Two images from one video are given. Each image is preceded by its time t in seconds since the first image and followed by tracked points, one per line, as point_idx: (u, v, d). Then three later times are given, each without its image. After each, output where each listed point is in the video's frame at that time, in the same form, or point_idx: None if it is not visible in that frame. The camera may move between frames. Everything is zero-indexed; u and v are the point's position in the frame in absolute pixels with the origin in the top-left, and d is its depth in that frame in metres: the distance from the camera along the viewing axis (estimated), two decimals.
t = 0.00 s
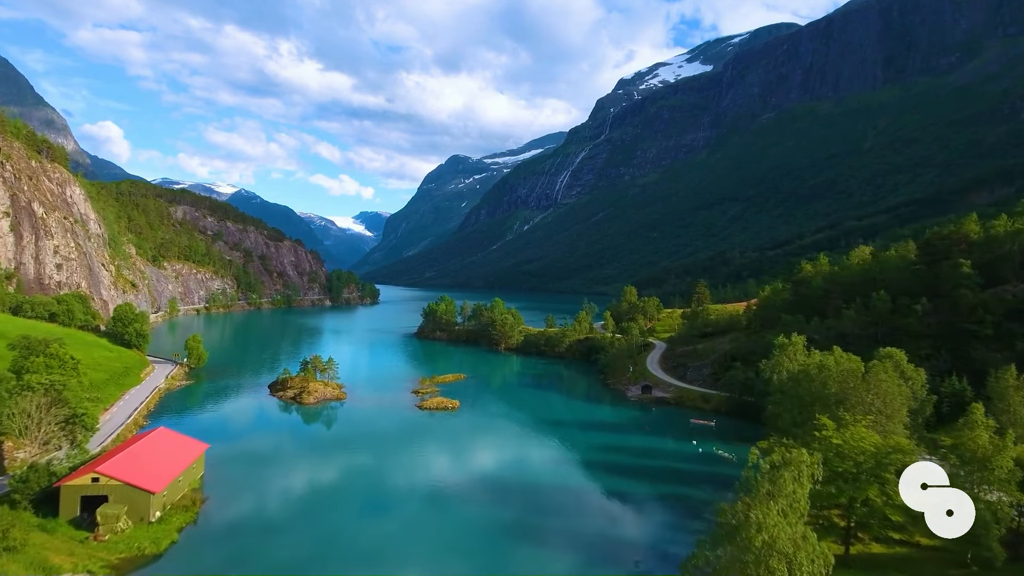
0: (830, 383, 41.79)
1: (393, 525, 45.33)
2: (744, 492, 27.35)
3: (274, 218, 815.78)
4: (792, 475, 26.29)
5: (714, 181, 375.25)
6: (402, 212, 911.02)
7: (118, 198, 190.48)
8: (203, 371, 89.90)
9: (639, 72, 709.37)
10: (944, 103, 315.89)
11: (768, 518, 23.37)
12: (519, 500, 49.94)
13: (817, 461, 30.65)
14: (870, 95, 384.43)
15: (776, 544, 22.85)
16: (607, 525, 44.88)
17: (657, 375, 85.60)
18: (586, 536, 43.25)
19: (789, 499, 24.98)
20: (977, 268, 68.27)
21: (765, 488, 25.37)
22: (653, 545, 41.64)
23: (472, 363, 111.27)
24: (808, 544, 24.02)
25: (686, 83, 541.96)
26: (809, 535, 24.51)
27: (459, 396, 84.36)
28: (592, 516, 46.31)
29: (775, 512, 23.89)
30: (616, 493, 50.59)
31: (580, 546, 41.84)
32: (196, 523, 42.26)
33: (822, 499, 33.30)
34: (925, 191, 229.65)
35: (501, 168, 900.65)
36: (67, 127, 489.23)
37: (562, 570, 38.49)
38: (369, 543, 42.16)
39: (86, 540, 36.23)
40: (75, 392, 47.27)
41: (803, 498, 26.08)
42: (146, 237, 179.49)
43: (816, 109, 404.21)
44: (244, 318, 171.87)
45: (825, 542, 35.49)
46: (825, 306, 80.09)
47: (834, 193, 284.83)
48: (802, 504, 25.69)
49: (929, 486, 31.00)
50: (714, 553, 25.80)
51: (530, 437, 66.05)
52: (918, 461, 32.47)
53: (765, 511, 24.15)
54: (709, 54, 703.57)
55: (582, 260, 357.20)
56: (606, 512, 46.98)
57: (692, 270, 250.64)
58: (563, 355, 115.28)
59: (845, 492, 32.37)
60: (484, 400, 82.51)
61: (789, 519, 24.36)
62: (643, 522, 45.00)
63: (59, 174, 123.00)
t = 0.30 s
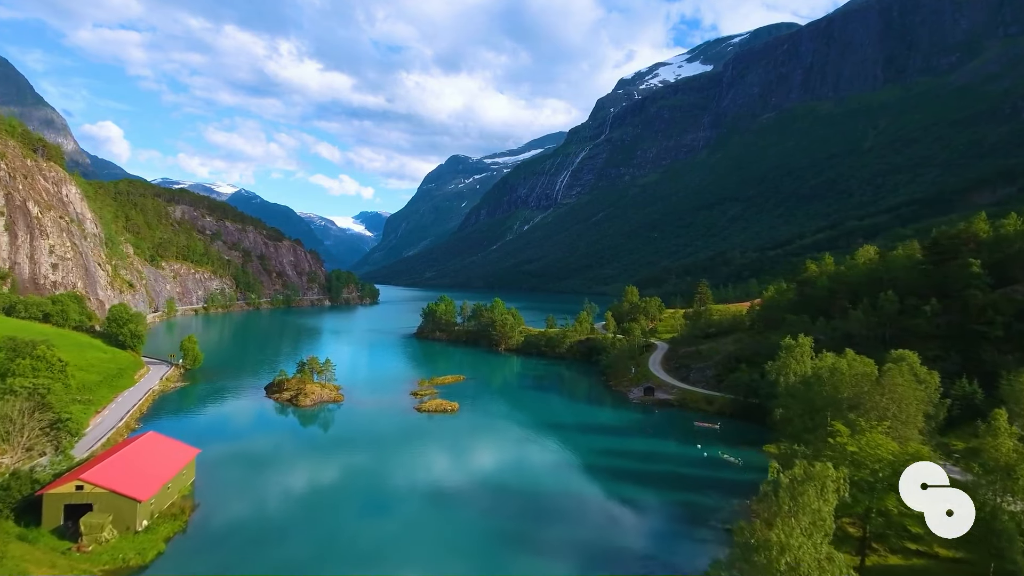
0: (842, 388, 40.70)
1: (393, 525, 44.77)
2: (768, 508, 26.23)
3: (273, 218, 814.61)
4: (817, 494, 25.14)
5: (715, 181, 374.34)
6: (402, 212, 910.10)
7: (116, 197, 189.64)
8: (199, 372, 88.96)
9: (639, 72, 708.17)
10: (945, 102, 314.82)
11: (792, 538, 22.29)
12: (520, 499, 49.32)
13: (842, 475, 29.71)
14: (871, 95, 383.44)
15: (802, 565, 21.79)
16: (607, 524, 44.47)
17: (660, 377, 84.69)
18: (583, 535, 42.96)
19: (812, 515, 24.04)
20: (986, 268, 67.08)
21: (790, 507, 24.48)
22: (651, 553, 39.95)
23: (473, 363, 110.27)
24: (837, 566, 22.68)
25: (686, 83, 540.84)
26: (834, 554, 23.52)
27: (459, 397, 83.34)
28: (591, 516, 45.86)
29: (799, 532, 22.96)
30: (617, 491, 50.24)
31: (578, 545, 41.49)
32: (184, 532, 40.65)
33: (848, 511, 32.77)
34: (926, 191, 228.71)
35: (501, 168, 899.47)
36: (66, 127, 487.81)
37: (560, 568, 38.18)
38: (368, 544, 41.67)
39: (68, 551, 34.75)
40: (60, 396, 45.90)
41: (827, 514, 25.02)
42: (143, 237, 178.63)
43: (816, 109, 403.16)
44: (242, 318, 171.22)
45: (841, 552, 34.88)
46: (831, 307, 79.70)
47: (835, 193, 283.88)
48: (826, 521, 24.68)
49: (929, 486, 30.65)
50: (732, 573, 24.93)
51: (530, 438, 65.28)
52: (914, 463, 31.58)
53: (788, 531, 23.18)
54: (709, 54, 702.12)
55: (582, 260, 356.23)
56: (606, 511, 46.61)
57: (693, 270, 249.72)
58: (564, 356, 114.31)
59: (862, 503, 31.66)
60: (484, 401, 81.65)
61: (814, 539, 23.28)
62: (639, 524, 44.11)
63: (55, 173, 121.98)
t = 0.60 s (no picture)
0: (854, 393, 39.67)
1: (393, 526, 44.15)
2: (797, 524, 26.04)
3: (273, 218, 813.85)
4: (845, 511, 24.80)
5: (715, 181, 373.50)
6: (402, 212, 909.37)
7: (113, 197, 188.89)
8: (194, 373, 87.93)
9: (639, 72, 707.09)
10: (945, 102, 314.07)
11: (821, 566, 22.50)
12: (520, 500, 48.78)
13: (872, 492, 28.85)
14: (871, 95, 382.58)
15: None
16: (607, 526, 43.85)
17: (662, 378, 83.81)
18: (583, 535, 42.54)
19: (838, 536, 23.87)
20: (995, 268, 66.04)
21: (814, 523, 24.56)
22: (651, 562, 38.51)
23: (472, 364, 109.23)
24: None
25: (686, 82, 540.04)
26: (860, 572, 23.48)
27: (457, 397, 82.63)
28: (592, 517, 45.29)
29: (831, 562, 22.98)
30: (619, 493, 49.49)
31: (579, 546, 40.95)
32: (172, 542, 39.10)
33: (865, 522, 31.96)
34: (927, 191, 227.81)
35: (501, 168, 898.45)
36: (66, 127, 487.21)
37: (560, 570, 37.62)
38: (366, 543, 41.21)
39: (50, 562, 33.44)
40: (45, 399, 44.79)
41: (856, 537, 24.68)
42: (141, 237, 177.96)
43: (816, 109, 402.28)
44: (241, 318, 170.73)
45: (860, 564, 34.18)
46: (836, 307, 79.15)
47: (835, 193, 282.99)
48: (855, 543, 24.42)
49: (931, 485, 29.77)
50: None
51: (531, 439, 64.76)
52: (915, 463, 30.80)
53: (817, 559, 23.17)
54: (709, 54, 700.75)
55: (582, 260, 355.44)
56: (606, 512, 46.03)
57: (693, 271, 248.92)
58: (564, 357, 113.41)
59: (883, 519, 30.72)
60: (485, 402, 80.86)
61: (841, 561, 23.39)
62: (638, 528, 43.24)
63: (50, 172, 121.18)
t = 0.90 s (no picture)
0: (868, 398, 38.80)
1: (393, 525, 43.48)
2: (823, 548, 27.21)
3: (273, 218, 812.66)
4: (874, 532, 26.10)
5: (715, 181, 372.54)
6: (402, 212, 907.83)
7: (111, 197, 188.15)
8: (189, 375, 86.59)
9: (639, 72, 705.40)
10: (945, 102, 313.19)
11: None
12: (520, 500, 48.07)
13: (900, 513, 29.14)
14: (872, 95, 381.51)
15: None
16: (608, 526, 43.18)
17: (665, 380, 82.93)
18: (584, 535, 42.02)
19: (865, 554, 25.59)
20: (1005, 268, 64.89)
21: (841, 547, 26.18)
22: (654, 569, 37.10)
23: (473, 365, 108.15)
24: None
25: (686, 82, 538.92)
26: None
27: (457, 398, 81.72)
28: (590, 517, 44.81)
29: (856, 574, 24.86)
30: (621, 495, 48.78)
31: (579, 545, 40.46)
32: (159, 551, 37.47)
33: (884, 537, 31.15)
34: (927, 191, 226.83)
35: (501, 168, 896.86)
36: (66, 128, 486.56)
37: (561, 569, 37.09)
38: (366, 543, 40.50)
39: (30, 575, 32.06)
40: (26, 403, 43.46)
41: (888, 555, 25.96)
42: (139, 237, 177.14)
43: (817, 109, 401.22)
44: (240, 318, 170.29)
45: None
46: (843, 308, 78.70)
47: (836, 193, 281.92)
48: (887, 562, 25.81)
49: (931, 485, 30.53)
50: None
51: (531, 439, 63.96)
52: (914, 463, 30.93)
53: None
54: (709, 54, 699.13)
55: (582, 260, 354.36)
56: (606, 512, 45.53)
57: (693, 271, 247.92)
58: (564, 358, 112.43)
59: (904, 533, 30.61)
60: (486, 402, 80.05)
61: None
62: (639, 531, 42.39)
63: (46, 171, 120.24)
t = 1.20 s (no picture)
0: (885, 403, 37.59)
1: (393, 524, 42.86)
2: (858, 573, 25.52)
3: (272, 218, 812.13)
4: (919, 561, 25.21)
5: (716, 181, 371.68)
6: (402, 212, 907.29)
7: (109, 196, 187.58)
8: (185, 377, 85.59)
9: (639, 72, 704.43)
10: (946, 102, 312.31)
11: None
12: (522, 500, 47.42)
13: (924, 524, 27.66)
14: (872, 94, 380.57)
15: None
16: (610, 529, 42.56)
17: (667, 382, 82.09)
18: (586, 537, 41.39)
19: None
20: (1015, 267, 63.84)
21: None
22: None
23: (472, 366, 107.22)
24: None
25: (686, 82, 538.09)
26: None
27: (457, 399, 80.90)
28: (592, 519, 44.23)
29: None
30: (623, 498, 48.01)
31: (582, 547, 39.95)
32: (145, 562, 35.81)
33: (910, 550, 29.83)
34: (928, 191, 226.01)
35: (501, 168, 896.10)
36: (66, 128, 486.17)
37: (563, 570, 36.55)
38: (366, 543, 39.82)
39: None
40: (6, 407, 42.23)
41: None
42: (137, 237, 176.26)
43: (817, 109, 400.31)
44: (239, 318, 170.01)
45: None
46: (849, 308, 77.88)
47: (836, 193, 281.05)
48: None
49: (930, 485, 28.94)
50: None
51: (531, 440, 63.28)
52: (915, 464, 29.91)
53: None
54: (709, 54, 698.04)
55: (582, 260, 353.57)
56: (606, 514, 44.98)
57: (694, 270, 247.07)
58: (565, 359, 111.53)
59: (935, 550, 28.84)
60: (486, 403, 79.31)
61: None
62: (641, 533, 41.80)
63: (41, 170, 119.48)
